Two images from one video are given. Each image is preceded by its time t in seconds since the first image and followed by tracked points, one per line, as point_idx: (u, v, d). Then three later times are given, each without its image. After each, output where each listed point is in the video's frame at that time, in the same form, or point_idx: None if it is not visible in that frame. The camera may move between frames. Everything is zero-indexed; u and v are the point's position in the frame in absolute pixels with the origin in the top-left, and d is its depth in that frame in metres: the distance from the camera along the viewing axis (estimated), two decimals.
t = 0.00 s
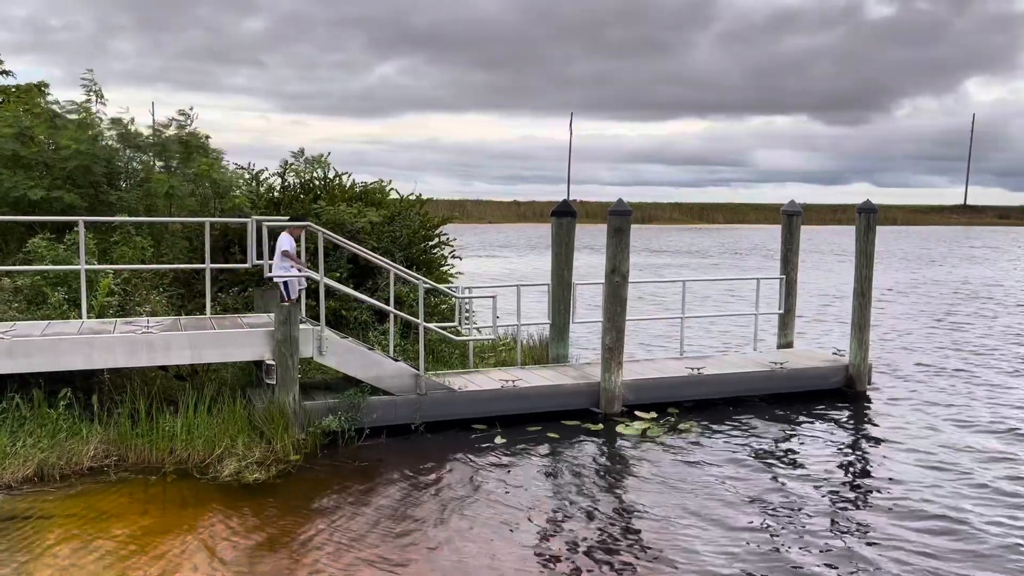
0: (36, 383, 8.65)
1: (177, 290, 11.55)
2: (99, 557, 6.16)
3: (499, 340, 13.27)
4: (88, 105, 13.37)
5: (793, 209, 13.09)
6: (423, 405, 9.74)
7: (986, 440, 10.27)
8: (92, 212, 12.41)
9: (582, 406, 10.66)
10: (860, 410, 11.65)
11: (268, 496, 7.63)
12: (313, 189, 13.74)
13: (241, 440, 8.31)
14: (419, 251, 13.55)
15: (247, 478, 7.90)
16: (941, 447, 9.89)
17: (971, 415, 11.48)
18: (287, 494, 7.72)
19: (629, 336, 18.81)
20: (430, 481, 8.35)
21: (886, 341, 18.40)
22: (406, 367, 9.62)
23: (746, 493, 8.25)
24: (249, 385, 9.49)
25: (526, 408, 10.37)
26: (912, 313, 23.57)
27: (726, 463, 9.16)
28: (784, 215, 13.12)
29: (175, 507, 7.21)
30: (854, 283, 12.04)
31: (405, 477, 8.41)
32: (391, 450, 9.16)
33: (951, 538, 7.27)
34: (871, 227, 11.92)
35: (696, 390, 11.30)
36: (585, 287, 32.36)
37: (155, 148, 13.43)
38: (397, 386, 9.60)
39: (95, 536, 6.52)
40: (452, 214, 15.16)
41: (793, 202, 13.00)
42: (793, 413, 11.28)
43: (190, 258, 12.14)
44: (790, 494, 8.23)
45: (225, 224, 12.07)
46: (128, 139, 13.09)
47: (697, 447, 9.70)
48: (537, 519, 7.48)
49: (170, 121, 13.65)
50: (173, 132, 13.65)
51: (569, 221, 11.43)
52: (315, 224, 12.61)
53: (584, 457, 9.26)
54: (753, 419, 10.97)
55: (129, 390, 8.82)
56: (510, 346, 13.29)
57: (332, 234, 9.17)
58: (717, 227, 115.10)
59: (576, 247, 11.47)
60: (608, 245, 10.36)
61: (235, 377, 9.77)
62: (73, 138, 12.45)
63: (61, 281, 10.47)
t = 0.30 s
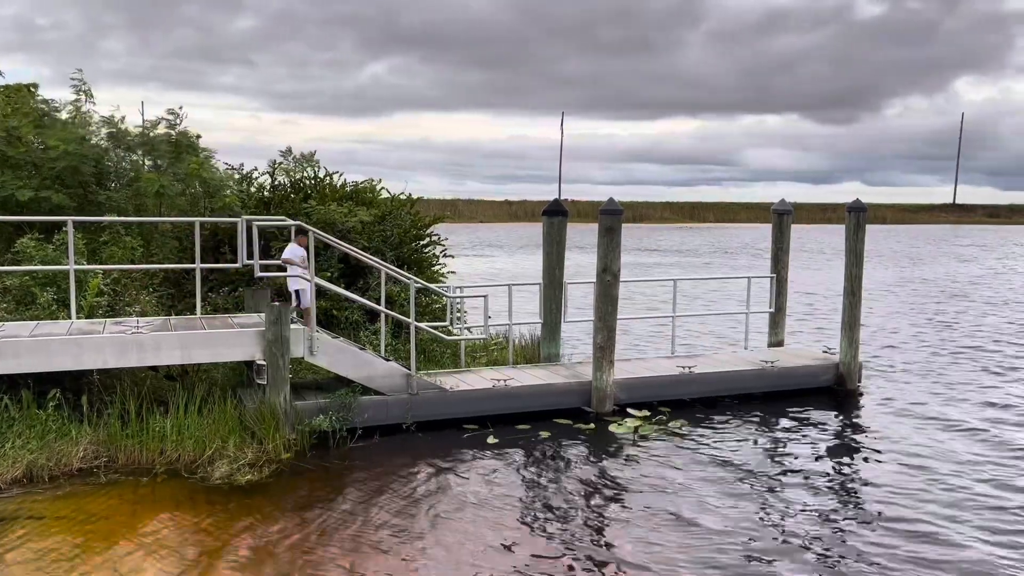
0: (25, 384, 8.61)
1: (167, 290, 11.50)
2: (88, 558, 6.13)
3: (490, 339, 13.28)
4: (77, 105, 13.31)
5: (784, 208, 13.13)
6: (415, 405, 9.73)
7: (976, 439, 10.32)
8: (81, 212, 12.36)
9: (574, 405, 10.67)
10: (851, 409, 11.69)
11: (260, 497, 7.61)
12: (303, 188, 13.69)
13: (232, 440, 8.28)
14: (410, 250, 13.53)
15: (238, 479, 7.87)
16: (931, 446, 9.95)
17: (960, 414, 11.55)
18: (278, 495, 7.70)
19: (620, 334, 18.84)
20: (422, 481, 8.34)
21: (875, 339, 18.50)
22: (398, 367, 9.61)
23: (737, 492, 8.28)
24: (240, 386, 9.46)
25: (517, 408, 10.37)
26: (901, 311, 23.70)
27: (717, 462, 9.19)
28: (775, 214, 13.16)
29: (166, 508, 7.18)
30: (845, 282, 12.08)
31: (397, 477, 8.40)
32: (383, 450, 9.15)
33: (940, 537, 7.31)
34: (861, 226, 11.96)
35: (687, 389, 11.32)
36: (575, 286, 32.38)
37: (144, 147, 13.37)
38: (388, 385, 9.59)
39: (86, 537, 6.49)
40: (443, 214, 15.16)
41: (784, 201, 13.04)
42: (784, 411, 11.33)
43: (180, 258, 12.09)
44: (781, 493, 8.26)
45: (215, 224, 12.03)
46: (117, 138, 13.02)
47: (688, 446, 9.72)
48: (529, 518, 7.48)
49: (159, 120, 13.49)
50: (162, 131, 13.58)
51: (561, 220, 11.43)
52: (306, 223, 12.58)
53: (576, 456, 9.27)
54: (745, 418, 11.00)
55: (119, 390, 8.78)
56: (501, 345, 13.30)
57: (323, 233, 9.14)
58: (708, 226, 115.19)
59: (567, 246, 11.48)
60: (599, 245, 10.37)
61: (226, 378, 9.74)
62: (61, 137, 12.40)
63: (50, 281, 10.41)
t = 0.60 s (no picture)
0: (15, 384, 8.57)
1: (158, 289, 11.46)
2: (79, 558, 6.11)
3: (483, 338, 13.28)
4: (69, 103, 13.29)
5: (775, 206, 13.17)
6: (408, 404, 9.72)
7: (966, 437, 10.36)
8: (72, 211, 12.30)
9: (566, 404, 10.68)
10: (843, 407, 11.73)
11: (252, 497, 7.59)
12: (295, 187, 13.64)
13: (224, 440, 8.26)
14: (402, 249, 13.51)
15: (230, 479, 7.85)
16: (921, 444, 10.01)
17: (951, 412, 11.61)
18: (270, 494, 7.68)
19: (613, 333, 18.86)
20: (414, 480, 8.34)
21: (866, 337, 18.57)
22: (390, 366, 9.60)
23: (729, 491, 8.30)
24: (231, 385, 9.44)
25: (510, 406, 10.37)
26: (892, 309, 23.79)
27: (709, 460, 9.22)
28: (767, 212, 13.19)
29: (157, 508, 7.16)
30: (836, 280, 12.12)
31: (390, 476, 8.40)
32: (376, 450, 9.13)
33: (931, 535, 7.33)
34: (852, 225, 12.01)
35: (679, 387, 11.34)
36: (568, 284, 32.39)
37: (136, 146, 13.30)
38: (380, 384, 9.58)
39: (76, 538, 6.47)
40: (435, 213, 15.14)
41: (776, 199, 13.08)
42: (776, 409, 11.36)
43: (171, 257, 12.04)
44: (773, 490, 8.29)
45: (207, 223, 11.98)
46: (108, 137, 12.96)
47: (681, 445, 9.74)
48: (521, 517, 7.48)
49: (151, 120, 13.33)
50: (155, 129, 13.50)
51: (553, 219, 11.44)
52: (298, 222, 12.54)
53: (568, 454, 9.28)
54: (737, 416, 11.03)
55: (110, 390, 8.75)
56: (494, 344, 13.30)
57: (314, 232, 9.11)
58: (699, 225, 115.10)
59: (559, 244, 11.49)
60: (592, 243, 10.38)
61: (217, 377, 9.71)
62: (52, 137, 12.34)
63: (40, 281, 10.37)
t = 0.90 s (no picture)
0: (5, 383, 8.52)
1: (149, 288, 11.41)
2: (70, 558, 6.08)
3: (476, 336, 13.28)
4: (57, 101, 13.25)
5: (768, 205, 13.19)
6: (400, 402, 9.71)
7: (957, 435, 10.40)
8: (62, 209, 12.24)
9: (559, 402, 10.69)
10: (835, 405, 11.76)
11: (244, 496, 7.57)
12: (288, 185, 13.59)
13: (216, 439, 8.24)
14: (395, 247, 13.48)
15: (222, 478, 7.84)
16: (913, 442, 10.05)
17: (942, 410, 11.66)
18: (262, 494, 7.66)
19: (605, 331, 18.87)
20: (407, 478, 8.33)
21: (858, 335, 18.64)
22: (383, 364, 9.58)
23: (721, 489, 8.31)
24: (223, 383, 9.41)
25: (503, 405, 10.37)
26: (883, 308, 23.88)
27: (702, 458, 9.24)
28: (759, 210, 13.22)
29: (149, 507, 7.14)
30: (828, 278, 12.15)
31: (383, 475, 8.39)
32: (368, 448, 9.13)
33: (923, 533, 7.35)
34: (844, 223, 12.04)
35: (672, 385, 11.36)
36: (561, 283, 32.39)
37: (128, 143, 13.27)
38: (373, 383, 9.56)
39: (67, 537, 6.44)
40: (428, 211, 15.12)
41: (768, 197, 13.10)
42: (768, 407, 11.39)
43: (162, 255, 11.99)
44: (765, 489, 8.32)
45: (199, 221, 11.93)
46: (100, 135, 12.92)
47: (673, 443, 9.76)
48: (514, 516, 7.48)
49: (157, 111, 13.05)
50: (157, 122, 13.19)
51: (546, 217, 11.43)
52: (290, 220, 12.50)
53: (562, 453, 9.29)
54: (729, 414, 11.05)
55: (101, 389, 8.71)
56: (487, 342, 13.30)
57: (306, 230, 9.08)
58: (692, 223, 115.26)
59: (552, 242, 11.48)
60: (584, 241, 10.38)
61: (210, 375, 9.68)
62: (42, 134, 12.28)
63: (30, 279, 10.32)
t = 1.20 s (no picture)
0: None
1: (141, 286, 11.37)
2: (61, 557, 6.06)
3: (469, 334, 13.27)
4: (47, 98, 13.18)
5: (760, 203, 13.21)
6: (393, 400, 9.70)
7: (948, 433, 10.45)
8: (53, 206, 12.18)
9: (552, 400, 10.70)
10: (826, 402, 11.81)
11: (235, 494, 7.56)
12: (280, 182, 13.55)
13: (208, 437, 8.22)
14: (388, 245, 13.46)
15: (214, 477, 7.82)
16: (904, 440, 10.10)
17: (933, 408, 11.72)
18: (254, 492, 7.64)
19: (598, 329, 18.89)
20: (400, 476, 8.33)
21: (850, 334, 18.70)
22: (376, 362, 9.57)
23: (715, 486, 8.33)
24: (215, 381, 9.38)
25: (496, 402, 10.37)
26: (875, 306, 23.97)
27: (695, 456, 9.26)
28: (751, 208, 13.25)
29: (141, 506, 7.12)
30: (820, 276, 12.19)
31: (376, 472, 8.39)
32: (362, 446, 9.12)
33: (916, 530, 7.38)
34: (835, 220, 12.07)
35: (665, 383, 11.38)
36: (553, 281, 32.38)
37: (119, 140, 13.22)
38: (366, 380, 9.55)
39: (59, 536, 6.41)
40: (421, 209, 15.10)
41: (760, 196, 13.13)
42: (760, 405, 11.42)
43: (154, 253, 11.93)
44: (757, 486, 8.35)
45: (190, 218, 11.88)
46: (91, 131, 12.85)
47: (666, 440, 9.78)
48: (508, 514, 7.49)
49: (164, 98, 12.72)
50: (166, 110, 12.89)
51: (539, 215, 11.44)
52: (283, 218, 12.45)
53: (554, 450, 9.29)
54: (722, 412, 11.09)
55: (92, 387, 8.68)
56: (480, 340, 13.30)
57: (298, 228, 9.06)
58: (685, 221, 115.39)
59: (545, 240, 11.49)
60: (577, 239, 10.39)
61: (201, 373, 9.65)
62: (33, 131, 12.21)
63: (20, 277, 10.27)
